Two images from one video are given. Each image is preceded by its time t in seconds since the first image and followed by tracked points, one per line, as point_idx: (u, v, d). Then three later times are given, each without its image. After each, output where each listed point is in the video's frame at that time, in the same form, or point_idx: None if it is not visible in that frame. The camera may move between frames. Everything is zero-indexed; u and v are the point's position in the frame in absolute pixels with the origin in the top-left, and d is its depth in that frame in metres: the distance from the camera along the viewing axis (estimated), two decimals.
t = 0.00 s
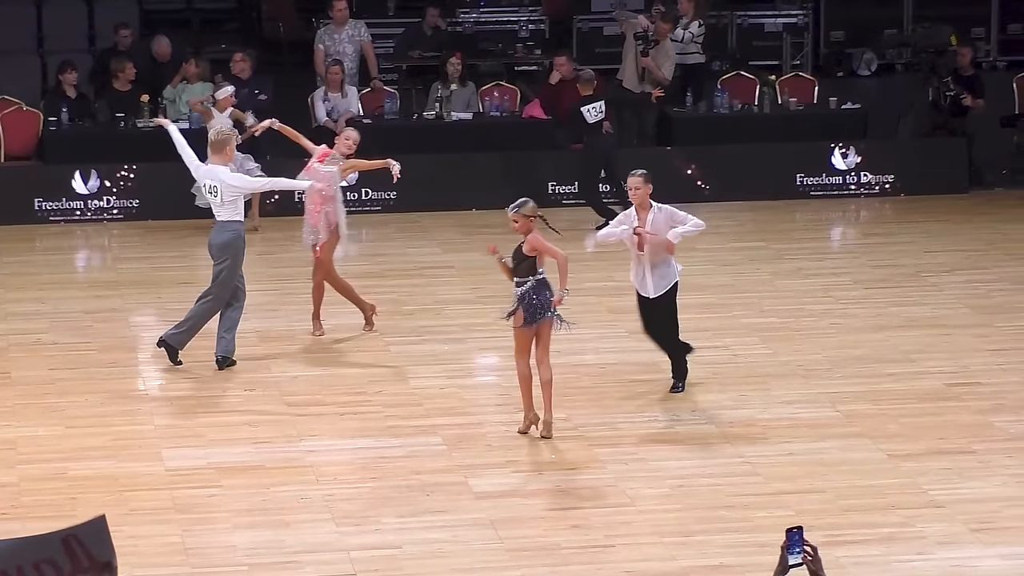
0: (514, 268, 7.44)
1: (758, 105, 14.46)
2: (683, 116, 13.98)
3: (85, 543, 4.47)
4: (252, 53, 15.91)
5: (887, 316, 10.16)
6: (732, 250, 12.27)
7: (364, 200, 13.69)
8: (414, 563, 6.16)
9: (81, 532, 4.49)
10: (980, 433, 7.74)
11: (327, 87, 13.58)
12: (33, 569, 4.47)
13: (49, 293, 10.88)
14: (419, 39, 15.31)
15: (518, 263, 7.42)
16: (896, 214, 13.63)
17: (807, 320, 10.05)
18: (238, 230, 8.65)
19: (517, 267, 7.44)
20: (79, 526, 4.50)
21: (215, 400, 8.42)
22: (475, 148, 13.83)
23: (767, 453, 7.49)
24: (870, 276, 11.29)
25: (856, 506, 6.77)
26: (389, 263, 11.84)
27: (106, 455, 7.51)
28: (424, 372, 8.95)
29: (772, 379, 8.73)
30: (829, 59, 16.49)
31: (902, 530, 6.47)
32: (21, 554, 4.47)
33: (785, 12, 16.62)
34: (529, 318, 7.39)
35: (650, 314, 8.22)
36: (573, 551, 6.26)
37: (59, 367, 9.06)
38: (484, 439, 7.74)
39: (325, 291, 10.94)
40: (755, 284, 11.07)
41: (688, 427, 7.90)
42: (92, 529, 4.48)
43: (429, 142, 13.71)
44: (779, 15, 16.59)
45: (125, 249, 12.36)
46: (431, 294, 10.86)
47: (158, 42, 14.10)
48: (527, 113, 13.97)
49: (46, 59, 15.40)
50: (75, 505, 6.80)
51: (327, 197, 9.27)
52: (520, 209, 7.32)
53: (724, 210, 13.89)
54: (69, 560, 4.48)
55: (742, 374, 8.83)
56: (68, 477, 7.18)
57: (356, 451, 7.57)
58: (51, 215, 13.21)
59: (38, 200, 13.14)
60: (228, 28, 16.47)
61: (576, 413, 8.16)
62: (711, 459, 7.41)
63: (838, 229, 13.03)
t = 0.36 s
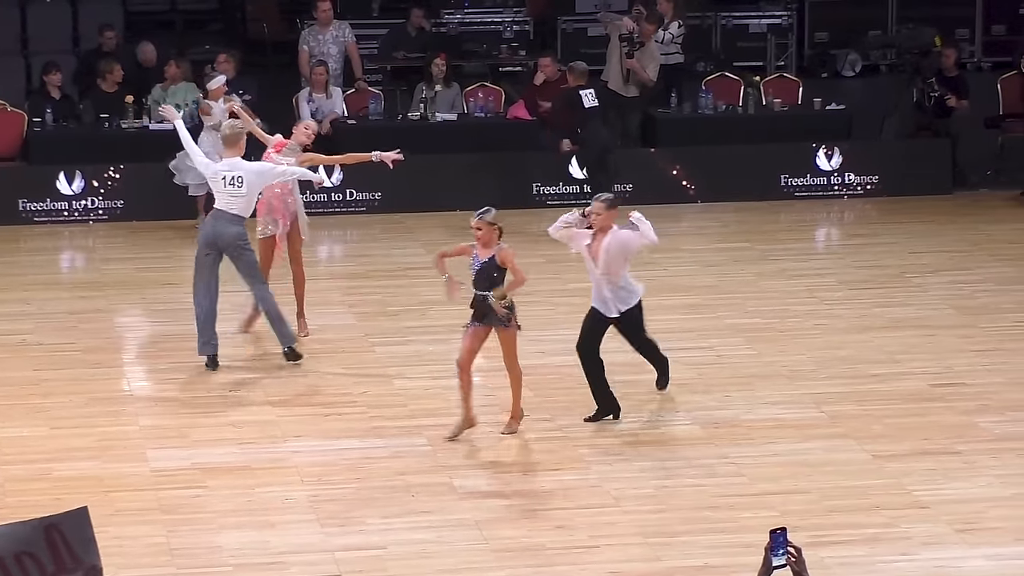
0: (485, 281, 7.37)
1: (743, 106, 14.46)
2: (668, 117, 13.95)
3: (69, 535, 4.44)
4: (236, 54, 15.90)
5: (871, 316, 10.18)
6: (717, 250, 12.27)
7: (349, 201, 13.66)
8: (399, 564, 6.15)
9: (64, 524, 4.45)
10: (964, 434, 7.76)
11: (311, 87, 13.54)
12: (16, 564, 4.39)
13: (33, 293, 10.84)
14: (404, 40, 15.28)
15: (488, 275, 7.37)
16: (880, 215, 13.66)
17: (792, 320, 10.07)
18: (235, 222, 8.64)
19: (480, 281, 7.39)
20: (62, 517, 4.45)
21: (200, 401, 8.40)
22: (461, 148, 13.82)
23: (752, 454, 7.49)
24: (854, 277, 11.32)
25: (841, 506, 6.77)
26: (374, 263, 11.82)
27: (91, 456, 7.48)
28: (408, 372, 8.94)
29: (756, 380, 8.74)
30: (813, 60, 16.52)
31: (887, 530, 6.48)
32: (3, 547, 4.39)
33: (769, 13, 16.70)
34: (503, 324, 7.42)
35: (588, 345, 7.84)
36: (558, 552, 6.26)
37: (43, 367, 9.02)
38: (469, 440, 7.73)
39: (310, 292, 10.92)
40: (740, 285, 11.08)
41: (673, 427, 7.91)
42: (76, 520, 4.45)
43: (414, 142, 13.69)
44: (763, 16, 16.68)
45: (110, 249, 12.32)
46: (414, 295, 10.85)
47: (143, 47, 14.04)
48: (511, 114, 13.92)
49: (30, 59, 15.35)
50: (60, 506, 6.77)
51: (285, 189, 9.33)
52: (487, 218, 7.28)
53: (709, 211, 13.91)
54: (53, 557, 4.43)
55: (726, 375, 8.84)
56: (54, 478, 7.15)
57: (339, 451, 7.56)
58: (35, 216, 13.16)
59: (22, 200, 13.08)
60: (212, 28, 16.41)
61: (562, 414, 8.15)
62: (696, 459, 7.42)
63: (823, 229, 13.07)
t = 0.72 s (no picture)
0: (446, 296, 7.05)
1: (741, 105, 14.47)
2: (666, 115, 13.93)
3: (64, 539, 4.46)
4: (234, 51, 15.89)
5: (869, 315, 10.19)
6: (715, 248, 12.27)
7: (347, 198, 13.65)
8: (397, 562, 6.15)
9: (59, 527, 4.47)
10: (962, 432, 7.77)
11: (310, 85, 13.53)
12: (12, 565, 4.41)
13: (31, 291, 10.83)
14: (402, 38, 15.26)
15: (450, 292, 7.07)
16: (879, 213, 13.67)
17: (790, 318, 10.07)
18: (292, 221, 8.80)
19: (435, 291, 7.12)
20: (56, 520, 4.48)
21: (197, 399, 8.39)
22: (460, 146, 13.79)
23: (751, 451, 7.50)
24: (852, 275, 11.32)
25: (838, 504, 6.78)
26: (372, 261, 11.82)
27: (89, 454, 7.48)
28: (407, 370, 8.94)
29: (754, 378, 8.75)
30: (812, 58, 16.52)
31: (885, 528, 6.49)
32: None
33: (766, 11, 16.72)
34: (442, 339, 7.14)
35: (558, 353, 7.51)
36: (556, 550, 6.26)
37: (41, 365, 9.02)
38: (467, 438, 7.73)
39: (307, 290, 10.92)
40: (738, 283, 11.08)
41: (671, 425, 7.91)
42: (70, 523, 4.47)
43: (412, 141, 13.68)
44: (761, 14, 16.69)
45: (108, 247, 12.32)
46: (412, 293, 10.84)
47: (143, 53, 13.88)
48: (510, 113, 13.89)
49: (28, 57, 15.34)
50: (58, 504, 6.77)
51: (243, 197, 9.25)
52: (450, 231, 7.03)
53: (707, 209, 13.92)
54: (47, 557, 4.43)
55: (724, 373, 8.84)
56: (52, 475, 7.15)
57: (337, 449, 7.56)
58: (33, 214, 13.16)
59: (20, 198, 13.08)
60: (208, 27, 16.39)
61: (559, 412, 8.15)
62: (694, 457, 7.42)
63: (821, 227, 13.08)
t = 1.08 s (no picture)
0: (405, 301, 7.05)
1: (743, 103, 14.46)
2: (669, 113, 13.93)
3: (65, 536, 4.62)
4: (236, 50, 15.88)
5: (871, 313, 10.18)
6: (717, 247, 12.28)
7: (350, 196, 13.59)
8: (399, 560, 6.15)
9: (61, 526, 4.63)
10: (965, 431, 7.76)
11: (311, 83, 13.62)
12: (13, 564, 4.57)
13: (33, 289, 10.84)
14: (404, 37, 15.26)
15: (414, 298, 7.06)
16: (881, 212, 13.66)
17: (792, 317, 10.07)
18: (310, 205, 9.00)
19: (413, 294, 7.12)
20: (58, 518, 4.64)
21: (199, 397, 8.40)
22: (462, 145, 13.80)
23: (753, 451, 7.49)
24: (854, 274, 11.31)
25: (840, 503, 6.78)
26: (374, 260, 11.82)
27: (91, 452, 7.48)
28: (409, 369, 8.93)
29: (756, 377, 8.75)
30: (814, 57, 16.50)
31: (887, 527, 6.49)
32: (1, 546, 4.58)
33: (769, 10, 16.70)
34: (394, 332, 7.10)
35: (515, 372, 7.28)
36: (558, 549, 6.26)
37: (43, 364, 9.02)
38: (469, 436, 7.73)
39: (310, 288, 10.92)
40: (741, 282, 11.07)
41: (673, 424, 7.91)
42: (72, 522, 4.64)
43: (414, 139, 13.69)
44: (763, 12, 16.67)
45: (110, 246, 12.32)
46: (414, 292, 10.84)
47: (147, 53, 13.88)
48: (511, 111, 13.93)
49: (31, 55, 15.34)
50: (60, 502, 6.77)
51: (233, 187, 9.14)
52: (409, 238, 7.02)
53: (710, 208, 13.91)
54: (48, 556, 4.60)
55: (726, 372, 8.84)
56: (54, 474, 7.15)
57: (339, 448, 7.55)
58: (34, 212, 13.14)
59: (22, 196, 13.07)
60: (210, 25, 16.41)
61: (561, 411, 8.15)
62: (697, 456, 7.42)
63: (823, 226, 13.07)
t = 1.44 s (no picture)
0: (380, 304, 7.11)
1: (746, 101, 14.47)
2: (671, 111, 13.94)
3: (69, 538, 4.59)
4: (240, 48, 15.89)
5: (874, 311, 10.18)
6: (719, 244, 12.28)
7: (353, 194, 13.62)
8: (402, 558, 6.15)
9: (62, 526, 4.59)
10: (967, 429, 7.76)
11: (315, 81, 13.52)
12: (16, 564, 4.52)
13: (36, 287, 10.85)
14: (406, 34, 15.26)
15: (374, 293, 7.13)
16: (884, 209, 13.67)
17: (795, 314, 10.06)
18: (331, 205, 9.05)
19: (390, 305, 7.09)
20: (60, 518, 4.60)
21: (202, 395, 8.40)
22: (465, 142, 13.79)
23: (756, 448, 7.49)
24: (857, 272, 11.31)
25: (843, 501, 6.77)
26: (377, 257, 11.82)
27: (94, 449, 7.49)
28: (412, 367, 8.93)
29: (758, 374, 8.74)
30: (817, 55, 16.50)
31: (889, 525, 6.49)
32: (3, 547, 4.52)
33: (772, 7, 16.69)
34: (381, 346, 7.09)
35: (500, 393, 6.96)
36: (561, 546, 6.26)
37: (46, 361, 9.03)
38: (472, 434, 7.73)
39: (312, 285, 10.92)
40: (744, 279, 11.07)
41: (675, 421, 7.90)
42: (75, 523, 4.61)
43: (417, 137, 13.69)
44: (766, 10, 16.67)
45: (112, 243, 12.34)
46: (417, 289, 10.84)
47: (147, 42, 13.98)
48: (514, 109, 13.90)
49: (33, 53, 15.35)
50: (63, 500, 6.78)
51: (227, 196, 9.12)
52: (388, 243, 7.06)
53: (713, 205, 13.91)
54: (52, 558, 4.56)
55: (729, 370, 8.84)
56: (57, 471, 7.16)
57: (341, 445, 7.55)
58: (37, 210, 13.15)
59: (25, 194, 13.08)
60: (214, 23, 16.43)
61: (563, 408, 8.15)
62: (700, 453, 7.42)
63: (825, 224, 13.07)
